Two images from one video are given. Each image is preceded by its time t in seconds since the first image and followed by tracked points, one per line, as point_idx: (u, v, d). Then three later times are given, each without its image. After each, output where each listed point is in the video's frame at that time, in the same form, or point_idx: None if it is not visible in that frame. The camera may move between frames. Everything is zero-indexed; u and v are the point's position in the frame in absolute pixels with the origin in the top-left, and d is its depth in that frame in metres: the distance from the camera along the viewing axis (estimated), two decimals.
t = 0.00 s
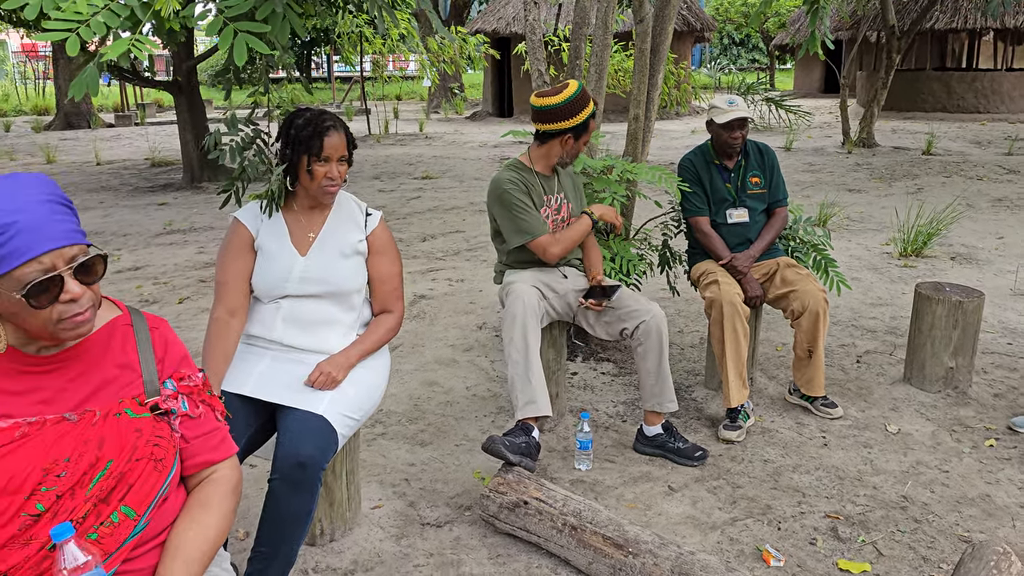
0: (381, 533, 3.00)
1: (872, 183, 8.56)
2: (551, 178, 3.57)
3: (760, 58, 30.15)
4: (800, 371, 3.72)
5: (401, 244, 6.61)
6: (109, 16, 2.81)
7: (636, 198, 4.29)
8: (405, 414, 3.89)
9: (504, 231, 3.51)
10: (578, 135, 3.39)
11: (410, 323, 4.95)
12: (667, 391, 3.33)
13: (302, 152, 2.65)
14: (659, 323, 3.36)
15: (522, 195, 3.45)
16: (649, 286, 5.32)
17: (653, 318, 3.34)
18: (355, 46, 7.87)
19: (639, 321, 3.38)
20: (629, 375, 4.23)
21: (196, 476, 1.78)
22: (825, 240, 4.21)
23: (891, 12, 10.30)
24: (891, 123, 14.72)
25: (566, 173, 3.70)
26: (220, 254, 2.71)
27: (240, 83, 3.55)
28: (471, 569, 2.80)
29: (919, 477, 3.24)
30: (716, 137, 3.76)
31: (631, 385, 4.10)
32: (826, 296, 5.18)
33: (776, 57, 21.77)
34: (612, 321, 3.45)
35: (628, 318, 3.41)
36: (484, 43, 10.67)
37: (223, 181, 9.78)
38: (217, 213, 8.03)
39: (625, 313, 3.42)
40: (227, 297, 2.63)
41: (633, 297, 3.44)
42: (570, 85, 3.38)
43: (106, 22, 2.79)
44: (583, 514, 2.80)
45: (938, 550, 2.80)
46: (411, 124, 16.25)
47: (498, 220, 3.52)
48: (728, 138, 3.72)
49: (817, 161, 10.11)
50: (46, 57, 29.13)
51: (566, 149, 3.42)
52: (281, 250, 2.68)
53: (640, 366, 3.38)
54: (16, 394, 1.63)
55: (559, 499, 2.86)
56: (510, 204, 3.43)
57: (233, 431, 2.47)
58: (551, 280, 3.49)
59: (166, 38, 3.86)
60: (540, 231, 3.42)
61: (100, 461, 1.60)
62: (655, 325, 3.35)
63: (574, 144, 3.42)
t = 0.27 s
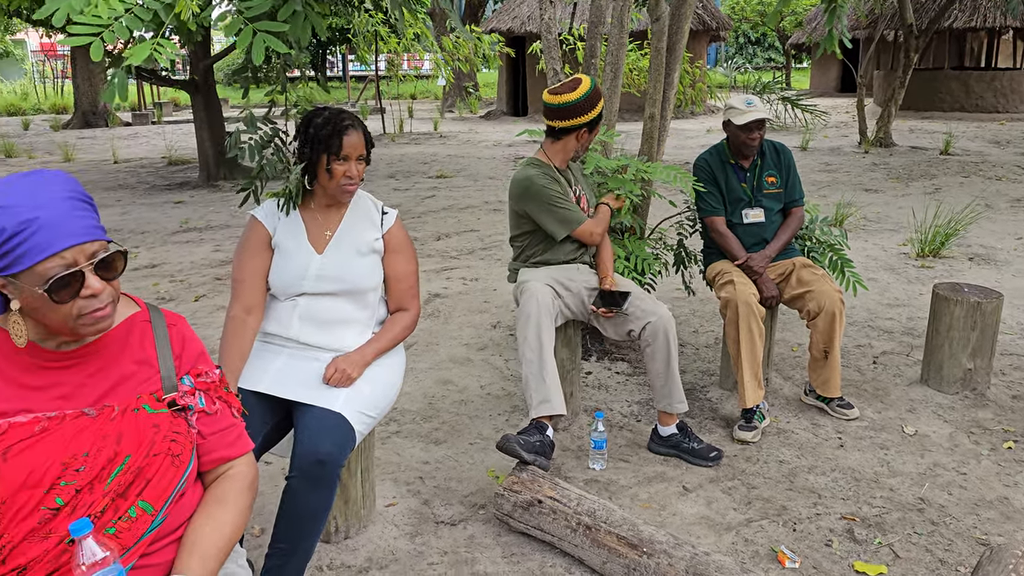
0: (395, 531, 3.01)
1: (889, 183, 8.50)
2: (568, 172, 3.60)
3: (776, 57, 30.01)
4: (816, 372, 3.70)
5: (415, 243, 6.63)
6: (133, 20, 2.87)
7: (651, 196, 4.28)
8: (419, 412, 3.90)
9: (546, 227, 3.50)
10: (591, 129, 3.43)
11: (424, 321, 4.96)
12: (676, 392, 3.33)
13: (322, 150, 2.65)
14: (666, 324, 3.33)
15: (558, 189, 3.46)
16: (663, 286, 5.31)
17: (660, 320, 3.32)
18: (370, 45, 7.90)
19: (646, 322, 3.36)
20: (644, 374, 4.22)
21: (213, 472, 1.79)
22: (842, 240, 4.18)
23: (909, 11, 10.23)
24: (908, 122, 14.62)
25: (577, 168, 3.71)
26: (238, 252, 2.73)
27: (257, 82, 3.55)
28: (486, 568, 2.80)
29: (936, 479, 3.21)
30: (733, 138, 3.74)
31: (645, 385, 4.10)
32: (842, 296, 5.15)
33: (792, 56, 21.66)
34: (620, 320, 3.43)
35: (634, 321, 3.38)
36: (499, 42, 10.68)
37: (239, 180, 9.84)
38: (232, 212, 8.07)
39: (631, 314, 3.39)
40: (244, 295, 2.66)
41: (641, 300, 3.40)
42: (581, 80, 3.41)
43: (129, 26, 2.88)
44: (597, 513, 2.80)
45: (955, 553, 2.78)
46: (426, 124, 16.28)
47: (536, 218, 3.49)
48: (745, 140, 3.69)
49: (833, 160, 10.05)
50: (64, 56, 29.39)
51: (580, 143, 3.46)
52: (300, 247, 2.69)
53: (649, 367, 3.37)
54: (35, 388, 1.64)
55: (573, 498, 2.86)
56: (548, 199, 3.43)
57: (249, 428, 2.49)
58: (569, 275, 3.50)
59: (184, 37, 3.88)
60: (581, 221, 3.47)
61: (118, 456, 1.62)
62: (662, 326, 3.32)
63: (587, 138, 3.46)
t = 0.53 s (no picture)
0: (405, 530, 3.02)
1: (900, 183, 8.47)
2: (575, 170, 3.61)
3: (786, 57, 29.93)
4: (826, 373, 3.69)
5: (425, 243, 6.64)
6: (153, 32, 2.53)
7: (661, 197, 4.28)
8: (429, 412, 3.90)
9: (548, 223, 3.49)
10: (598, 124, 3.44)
11: (434, 321, 4.97)
12: (686, 392, 3.33)
13: (351, 148, 2.66)
14: (675, 325, 3.33)
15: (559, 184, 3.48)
16: (673, 287, 5.30)
17: (668, 320, 3.32)
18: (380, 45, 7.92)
19: (654, 323, 3.36)
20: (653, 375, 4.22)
21: (224, 471, 1.79)
22: (853, 241, 4.17)
23: (921, 10, 10.18)
24: (920, 122, 14.55)
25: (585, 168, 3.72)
26: (250, 250, 2.73)
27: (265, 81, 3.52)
28: (495, 568, 2.81)
29: (948, 481, 3.20)
30: (746, 139, 3.72)
31: (655, 385, 4.09)
32: (853, 297, 5.13)
33: (802, 56, 21.59)
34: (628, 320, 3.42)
35: (642, 322, 3.37)
36: (509, 42, 10.68)
37: (249, 179, 9.87)
38: (243, 211, 8.11)
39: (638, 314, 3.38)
40: (257, 293, 2.66)
41: (647, 299, 3.38)
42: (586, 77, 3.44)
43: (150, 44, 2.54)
44: (607, 514, 2.80)
45: (967, 556, 2.77)
46: (435, 123, 16.30)
47: (542, 212, 3.48)
48: (759, 140, 3.68)
49: (844, 161, 10.02)
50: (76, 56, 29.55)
51: (588, 138, 3.46)
52: (316, 246, 2.70)
53: (658, 368, 3.37)
54: (48, 386, 1.63)
55: (583, 499, 2.86)
56: (550, 192, 3.44)
57: (262, 428, 2.51)
58: (576, 273, 3.50)
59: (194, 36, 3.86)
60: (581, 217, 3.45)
61: (130, 454, 1.62)
62: (671, 327, 3.32)
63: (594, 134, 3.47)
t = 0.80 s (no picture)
0: (409, 529, 3.02)
1: (906, 183, 8.45)
2: (579, 170, 3.62)
3: (792, 57, 29.88)
4: (830, 373, 3.69)
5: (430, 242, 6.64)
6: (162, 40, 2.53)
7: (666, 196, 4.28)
8: (434, 411, 3.91)
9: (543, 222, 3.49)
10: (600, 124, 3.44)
11: (439, 320, 4.98)
12: (690, 391, 3.32)
13: (370, 142, 2.70)
14: (677, 324, 3.33)
15: (556, 182, 3.48)
16: (678, 287, 5.30)
17: (671, 320, 3.32)
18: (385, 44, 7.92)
19: (657, 322, 3.36)
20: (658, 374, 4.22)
21: (230, 468, 1.80)
22: (858, 240, 4.16)
23: (928, 10, 10.15)
24: (926, 122, 14.52)
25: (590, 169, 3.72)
26: (259, 249, 2.67)
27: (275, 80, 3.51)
28: (500, 566, 2.81)
29: (953, 481, 3.19)
30: (755, 137, 3.71)
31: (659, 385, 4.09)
32: (858, 296, 5.12)
33: (808, 55, 21.54)
34: (631, 320, 3.42)
35: (646, 321, 3.38)
36: (514, 42, 10.68)
37: (254, 179, 9.89)
38: (248, 211, 8.12)
39: (642, 314, 3.39)
40: (266, 292, 2.60)
41: (652, 299, 3.39)
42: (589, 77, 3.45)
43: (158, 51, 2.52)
44: (611, 513, 2.80)
45: (972, 556, 2.76)
46: (440, 123, 16.31)
47: (540, 211, 3.48)
48: (768, 141, 3.68)
49: (850, 160, 10.00)
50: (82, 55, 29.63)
51: (590, 137, 3.47)
52: (329, 244, 2.69)
53: (661, 368, 3.36)
54: (55, 383, 1.62)
55: (587, 498, 2.86)
56: (547, 190, 3.45)
57: (268, 427, 2.51)
58: (577, 272, 3.50)
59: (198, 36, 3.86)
60: (570, 219, 3.44)
61: (137, 451, 1.63)
62: (674, 327, 3.32)
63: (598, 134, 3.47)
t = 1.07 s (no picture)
0: (414, 528, 3.02)
1: (911, 182, 8.43)
2: (587, 170, 3.62)
3: (797, 56, 29.84)
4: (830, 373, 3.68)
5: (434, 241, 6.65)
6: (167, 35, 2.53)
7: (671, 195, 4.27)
8: (438, 410, 3.91)
9: (547, 220, 3.49)
10: (608, 124, 3.44)
11: (443, 319, 4.98)
12: (692, 392, 3.32)
13: (379, 140, 2.72)
14: (678, 326, 3.32)
15: (562, 181, 3.49)
16: (682, 286, 5.29)
17: (671, 322, 3.31)
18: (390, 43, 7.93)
19: (657, 324, 3.35)
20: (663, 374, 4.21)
21: (233, 463, 1.81)
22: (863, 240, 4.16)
23: (933, 9, 10.13)
24: (932, 121, 14.49)
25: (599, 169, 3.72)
26: (266, 249, 2.67)
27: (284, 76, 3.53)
28: (504, 566, 2.81)
29: (958, 481, 3.19)
30: (764, 135, 3.71)
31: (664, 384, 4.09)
32: (863, 296, 5.11)
33: (813, 54, 21.50)
34: (633, 321, 3.41)
35: (646, 322, 3.37)
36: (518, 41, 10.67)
37: (259, 178, 9.91)
38: (253, 210, 8.14)
39: (644, 315, 3.37)
40: (273, 291, 2.60)
41: (653, 300, 3.38)
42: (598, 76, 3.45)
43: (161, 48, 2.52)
44: (616, 512, 2.79)
45: (978, 556, 2.75)
46: (444, 122, 16.32)
47: (545, 209, 3.48)
48: (775, 139, 3.68)
49: (855, 159, 9.99)
50: (87, 54, 29.69)
51: (598, 138, 3.47)
52: (338, 242, 2.69)
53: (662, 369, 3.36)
54: (62, 379, 1.61)
55: (591, 497, 2.86)
56: (553, 189, 3.45)
57: (272, 426, 2.51)
58: (580, 272, 3.49)
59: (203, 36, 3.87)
60: (575, 218, 3.45)
61: (145, 447, 1.63)
62: (674, 328, 3.31)
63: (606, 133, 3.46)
